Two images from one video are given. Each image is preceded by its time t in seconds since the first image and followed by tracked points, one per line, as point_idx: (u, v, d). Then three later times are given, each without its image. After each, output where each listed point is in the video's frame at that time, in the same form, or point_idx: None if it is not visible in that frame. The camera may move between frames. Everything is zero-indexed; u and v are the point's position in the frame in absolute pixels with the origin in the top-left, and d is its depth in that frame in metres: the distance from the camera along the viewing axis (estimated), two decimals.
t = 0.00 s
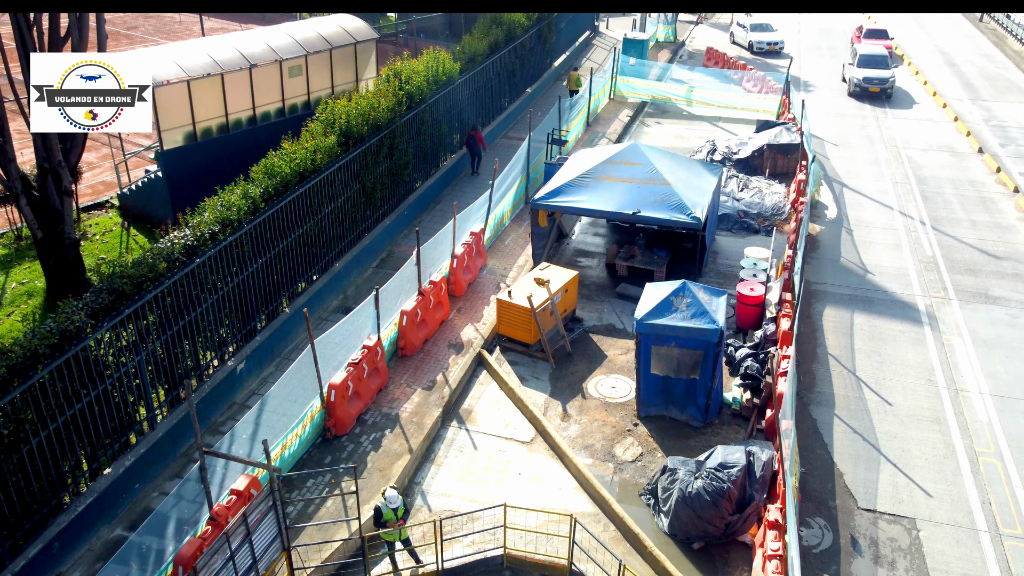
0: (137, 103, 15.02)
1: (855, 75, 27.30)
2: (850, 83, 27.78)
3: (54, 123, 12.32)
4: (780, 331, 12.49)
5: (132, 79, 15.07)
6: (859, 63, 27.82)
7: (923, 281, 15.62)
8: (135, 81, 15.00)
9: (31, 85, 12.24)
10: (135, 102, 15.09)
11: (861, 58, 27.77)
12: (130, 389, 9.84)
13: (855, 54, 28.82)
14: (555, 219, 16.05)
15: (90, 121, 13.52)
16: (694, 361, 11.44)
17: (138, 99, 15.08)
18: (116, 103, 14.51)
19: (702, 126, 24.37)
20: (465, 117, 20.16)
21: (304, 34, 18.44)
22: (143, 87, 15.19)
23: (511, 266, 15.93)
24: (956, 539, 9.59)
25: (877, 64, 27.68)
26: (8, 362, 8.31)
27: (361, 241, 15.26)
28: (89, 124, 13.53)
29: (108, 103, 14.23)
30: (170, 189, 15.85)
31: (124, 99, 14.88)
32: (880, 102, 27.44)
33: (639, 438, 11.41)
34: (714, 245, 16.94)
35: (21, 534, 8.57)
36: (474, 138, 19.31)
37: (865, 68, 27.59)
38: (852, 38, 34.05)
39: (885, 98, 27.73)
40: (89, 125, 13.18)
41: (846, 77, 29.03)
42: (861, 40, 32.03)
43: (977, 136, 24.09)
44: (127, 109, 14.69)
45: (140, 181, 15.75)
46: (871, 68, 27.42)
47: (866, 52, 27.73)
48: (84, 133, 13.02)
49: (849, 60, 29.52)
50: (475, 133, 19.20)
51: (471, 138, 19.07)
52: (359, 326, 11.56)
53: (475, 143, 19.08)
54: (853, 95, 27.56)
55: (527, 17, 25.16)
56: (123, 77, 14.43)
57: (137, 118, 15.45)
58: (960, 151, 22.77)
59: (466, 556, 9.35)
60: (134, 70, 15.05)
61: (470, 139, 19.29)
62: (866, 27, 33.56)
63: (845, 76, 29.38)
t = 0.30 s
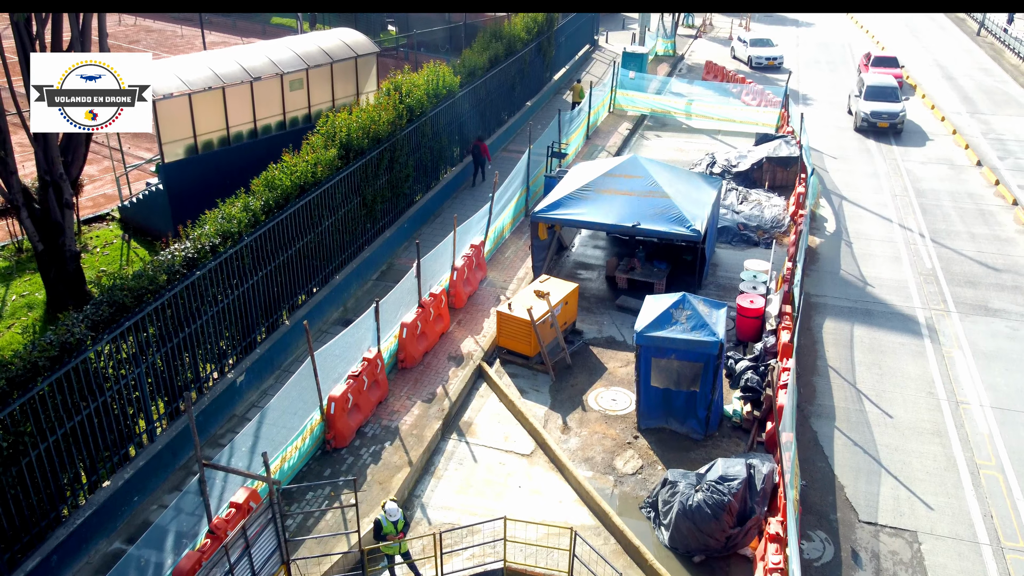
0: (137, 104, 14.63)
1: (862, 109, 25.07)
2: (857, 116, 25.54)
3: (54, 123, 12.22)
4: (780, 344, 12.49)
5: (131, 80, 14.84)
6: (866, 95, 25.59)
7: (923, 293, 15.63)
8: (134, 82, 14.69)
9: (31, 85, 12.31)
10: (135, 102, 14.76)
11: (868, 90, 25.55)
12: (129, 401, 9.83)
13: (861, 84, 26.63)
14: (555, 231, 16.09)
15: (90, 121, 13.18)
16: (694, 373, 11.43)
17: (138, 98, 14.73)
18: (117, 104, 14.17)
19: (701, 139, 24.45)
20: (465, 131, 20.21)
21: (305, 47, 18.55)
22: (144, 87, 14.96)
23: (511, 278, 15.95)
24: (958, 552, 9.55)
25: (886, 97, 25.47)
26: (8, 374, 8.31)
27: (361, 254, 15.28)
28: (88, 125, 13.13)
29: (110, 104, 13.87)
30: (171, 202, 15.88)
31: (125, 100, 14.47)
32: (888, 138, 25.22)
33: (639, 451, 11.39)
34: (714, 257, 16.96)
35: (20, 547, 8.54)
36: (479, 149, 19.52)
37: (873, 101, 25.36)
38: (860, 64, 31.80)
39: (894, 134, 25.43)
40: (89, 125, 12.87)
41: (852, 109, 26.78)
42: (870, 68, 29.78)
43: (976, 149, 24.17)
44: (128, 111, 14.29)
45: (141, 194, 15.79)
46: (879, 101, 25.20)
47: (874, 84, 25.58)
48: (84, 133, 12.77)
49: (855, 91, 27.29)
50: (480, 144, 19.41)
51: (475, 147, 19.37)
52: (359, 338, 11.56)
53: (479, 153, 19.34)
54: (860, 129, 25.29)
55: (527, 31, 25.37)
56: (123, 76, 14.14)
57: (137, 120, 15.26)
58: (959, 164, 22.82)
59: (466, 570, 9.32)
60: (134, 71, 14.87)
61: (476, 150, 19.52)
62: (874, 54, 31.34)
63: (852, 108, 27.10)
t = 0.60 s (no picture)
0: (137, 104, 14.60)
1: (870, 142, 22.67)
2: (865, 149, 23.12)
3: (55, 122, 12.20)
4: (780, 351, 12.49)
5: (132, 80, 14.80)
6: (874, 125, 23.16)
7: (923, 301, 15.64)
8: (134, 82, 14.66)
9: (31, 85, 12.30)
10: (135, 102, 14.69)
11: (877, 120, 23.15)
12: (129, 409, 9.83)
13: (868, 113, 24.24)
14: (555, 239, 16.12)
15: (90, 121, 13.16)
16: (694, 381, 11.43)
17: (138, 98, 14.70)
18: (117, 104, 14.10)
19: (700, 147, 24.48)
20: (465, 139, 20.26)
21: (306, 56, 18.62)
22: (143, 87, 14.94)
23: (511, 286, 15.96)
24: (959, 561, 9.52)
25: (897, 128, 23.02)
26: (8, 382, 8.31)
27: (361, 261, 15.31)
28: (88, 125, 13.11)
29: (110, 104, 13.81)
30: (171, 210, 15.91)
31: (124, 100, 14.42)
32: (899, 173, 22.87)
33: (639, 459, 11.37)
34: (714, 265, 16.98)
35: (18, 556, 8.50)
36: (484, 153, 19.95)
37: (882, 133, 22.95)
38: (869, 88, 29.35)
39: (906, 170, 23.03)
40: (89, 126, 12.87)
41: (859, 141, 24.36)
42: (879, 95, 27.38)
43: (974, 158, 24.21)
44: (128, 111, 14.23)
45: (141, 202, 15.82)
46: (889, 133, 22.77)
47: (883, 114, 23.23)
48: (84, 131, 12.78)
49: (862, 120, 24.88)
50: (485, 147, 19.87)
51: (479, 151, 19.79)
52: (359, 346, 11.57)
53: (484, 158, 19.84)
54: (868, 164, 22.88)
55: (526, 40, 25.49)
56: (122, 75, 14.05)
57: (137, 120, 14.90)
58: (958, 173, 22.85)
59: None
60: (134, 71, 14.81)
61: (480, 154, 19.93)
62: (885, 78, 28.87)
63: (859, 139, 24.65)
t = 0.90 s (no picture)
0: (137, 104, 14.54)
1: (881, 173, 20.27)
2: (875, 182, 20.73)
3: (54, 122, 12.19)
4: (779, 352, 12.50)
5: (131, 80, 14.77)
6: (884, 154, 20.75)
7: (922, 302, 15.65)
8: (134, 82, 14.63)
9: (31, 86, 12.32)
10: (135, 102, 14.63)
11: (888, 148, 20.72)
12: (129, 410, 9.83)
13: (877, 139, 21.78)
14: (555, 240, 16.12)
15: (89, 122, 13.17)
16: (694, 382, 11.44)
17: (138, 98, 14.66)
18: (117, 105, 14.00)
19: (700, 149, 24.49)
20: (465, 141, 20.27)
21: (305, 58, 18.65)
22: (144, 87, 14.95)
23: (511, 287, 15.97)
24: (958, 561, 9.52)
25: (911, 157, 20.55)
26: (8, 382, 8.31)
27: (361, 262, 15.32)
28: (87, 125, 13.11)
29: (110, 104, 13.74)
30: (171, 211, 15.91)
31: (124, 100, 14.33)
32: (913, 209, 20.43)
33: (639, 460, 11.37)
34: (714, 266, 16.99)
35: (17, 557, 8.49)
36: (486, 152, 20.01)
37: (893, 162, 20.53)
38: (878, 109, 26.88)
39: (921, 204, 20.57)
40: (89, 125, 12.92)
41: (869, 171, 21.94)
42: (890, 117, 24.90)
43: (974, 159, 24.21)
44: (128, 111, 14.21)
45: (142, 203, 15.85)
46: (901, 163, 20.34)
47: (895, 141, 20.79)
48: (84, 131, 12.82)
49: (871, 147, 22.49)
50: (488, 146, 19.92)
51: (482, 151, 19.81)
52: (359, 347, 11.57)
53: (486, 157, 19.85)
54: (878, 198, 20.49)
55: (526, 41, 25.53)
56: (122, 75, 13.97)
57: (137, 120, 14.81)
58: (959, 174, 22.84)
59: None
60: (134, 71, 14.78)
61: (483, 153, 20.02)
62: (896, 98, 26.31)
63: (869, 168, 22.24)
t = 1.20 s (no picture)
0: (137, 103, 14.53)
1: (893, 213, 17.97)
2: (887, 221, 18.42)
3: (54, 122, 12.19)
4: (779, 352, 12.51)
5: (131, 80, 14.76)
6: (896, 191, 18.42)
7: (922, 302, 15.65)
8: (134, 82, 14.62)
9: (31, 86, 12.33)
10: (135, 102, 14.63)
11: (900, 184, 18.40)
12: (128, 410, 9.83)
13: (889, 172, 19.46)
14: (554, 240, 16.11)
15: (89, 122, 13.13)
16: (694, 382, 11.43)
17: (138, 98, 14.66)
18: (117, 104, 14.00)
19: (700, 149, 24.49)
20: (465, 141, 20.28)
21: (305, 58, 18.66)
22: (143, 87, 14.94)
23: (511, 287, 15.97)
24: (958, 561, 9.52)
25: (927, 194, 18.24)
26: (7, 382, 8.31)
27: (361, 262, 15.32)
28: (86, 125, 13.08)
29: (110, 104, 13.74)
30: (171, 211, 15.91)
31: (124, 100, 14.33)
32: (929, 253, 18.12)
33: (639, 460, 11.37)
34: (714, 266, 16.99)
35: (17, 557, 8.50)
36: (490, 149, 20.24)
37: (908, 200, 18.20)
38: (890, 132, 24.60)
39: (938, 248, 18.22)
40: (89, 125, 12.90)
41: (880, 207, 19.63)
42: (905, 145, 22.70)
43: (974, 159, 24.22)
44: (128, 111, 14.20)
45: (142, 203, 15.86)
46: (917, 201, 18.02)
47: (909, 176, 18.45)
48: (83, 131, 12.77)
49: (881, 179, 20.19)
50: (491, 143, 20.15)
51: (485, 147, 19.98)
52: (359, 346, 11.58)
53: (489, 153, 20.05)
54: (890, 241, 18.12)
55: (526, 42, 25.55)
56: (122, 75, 13.96)
57: (137, 120, 14.81)
58: (959, 174, 22.85)
59: None
60: (134, 71, 14.78)
61: (487, 150, 20.25)
62: (908, 119, 24.17)
63: (879, 204, 19.95)
